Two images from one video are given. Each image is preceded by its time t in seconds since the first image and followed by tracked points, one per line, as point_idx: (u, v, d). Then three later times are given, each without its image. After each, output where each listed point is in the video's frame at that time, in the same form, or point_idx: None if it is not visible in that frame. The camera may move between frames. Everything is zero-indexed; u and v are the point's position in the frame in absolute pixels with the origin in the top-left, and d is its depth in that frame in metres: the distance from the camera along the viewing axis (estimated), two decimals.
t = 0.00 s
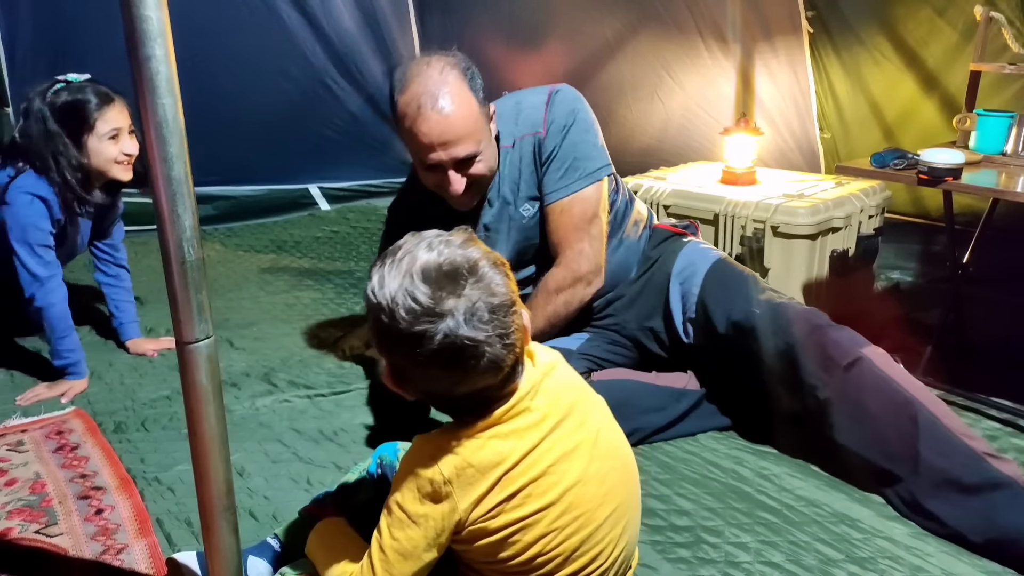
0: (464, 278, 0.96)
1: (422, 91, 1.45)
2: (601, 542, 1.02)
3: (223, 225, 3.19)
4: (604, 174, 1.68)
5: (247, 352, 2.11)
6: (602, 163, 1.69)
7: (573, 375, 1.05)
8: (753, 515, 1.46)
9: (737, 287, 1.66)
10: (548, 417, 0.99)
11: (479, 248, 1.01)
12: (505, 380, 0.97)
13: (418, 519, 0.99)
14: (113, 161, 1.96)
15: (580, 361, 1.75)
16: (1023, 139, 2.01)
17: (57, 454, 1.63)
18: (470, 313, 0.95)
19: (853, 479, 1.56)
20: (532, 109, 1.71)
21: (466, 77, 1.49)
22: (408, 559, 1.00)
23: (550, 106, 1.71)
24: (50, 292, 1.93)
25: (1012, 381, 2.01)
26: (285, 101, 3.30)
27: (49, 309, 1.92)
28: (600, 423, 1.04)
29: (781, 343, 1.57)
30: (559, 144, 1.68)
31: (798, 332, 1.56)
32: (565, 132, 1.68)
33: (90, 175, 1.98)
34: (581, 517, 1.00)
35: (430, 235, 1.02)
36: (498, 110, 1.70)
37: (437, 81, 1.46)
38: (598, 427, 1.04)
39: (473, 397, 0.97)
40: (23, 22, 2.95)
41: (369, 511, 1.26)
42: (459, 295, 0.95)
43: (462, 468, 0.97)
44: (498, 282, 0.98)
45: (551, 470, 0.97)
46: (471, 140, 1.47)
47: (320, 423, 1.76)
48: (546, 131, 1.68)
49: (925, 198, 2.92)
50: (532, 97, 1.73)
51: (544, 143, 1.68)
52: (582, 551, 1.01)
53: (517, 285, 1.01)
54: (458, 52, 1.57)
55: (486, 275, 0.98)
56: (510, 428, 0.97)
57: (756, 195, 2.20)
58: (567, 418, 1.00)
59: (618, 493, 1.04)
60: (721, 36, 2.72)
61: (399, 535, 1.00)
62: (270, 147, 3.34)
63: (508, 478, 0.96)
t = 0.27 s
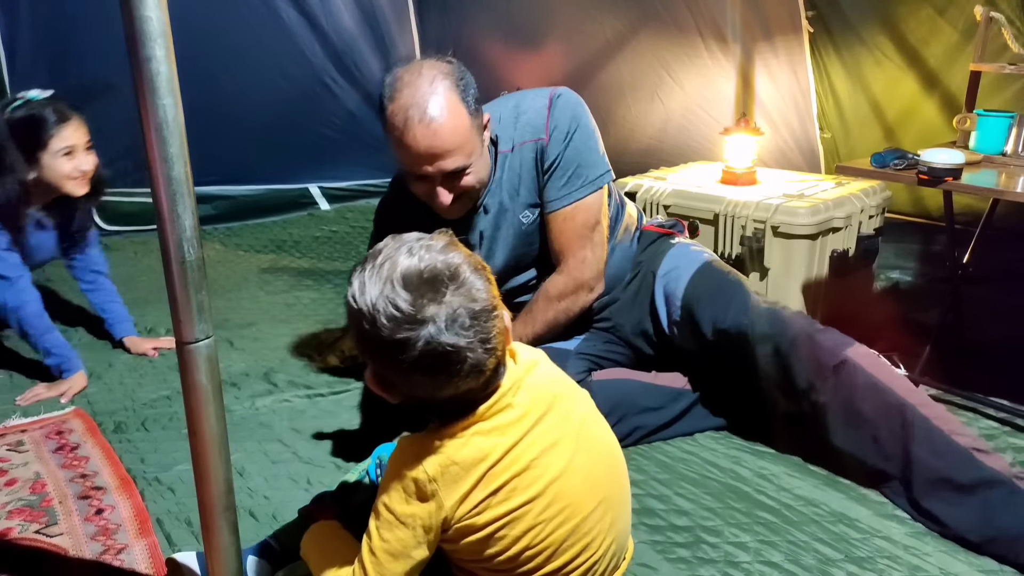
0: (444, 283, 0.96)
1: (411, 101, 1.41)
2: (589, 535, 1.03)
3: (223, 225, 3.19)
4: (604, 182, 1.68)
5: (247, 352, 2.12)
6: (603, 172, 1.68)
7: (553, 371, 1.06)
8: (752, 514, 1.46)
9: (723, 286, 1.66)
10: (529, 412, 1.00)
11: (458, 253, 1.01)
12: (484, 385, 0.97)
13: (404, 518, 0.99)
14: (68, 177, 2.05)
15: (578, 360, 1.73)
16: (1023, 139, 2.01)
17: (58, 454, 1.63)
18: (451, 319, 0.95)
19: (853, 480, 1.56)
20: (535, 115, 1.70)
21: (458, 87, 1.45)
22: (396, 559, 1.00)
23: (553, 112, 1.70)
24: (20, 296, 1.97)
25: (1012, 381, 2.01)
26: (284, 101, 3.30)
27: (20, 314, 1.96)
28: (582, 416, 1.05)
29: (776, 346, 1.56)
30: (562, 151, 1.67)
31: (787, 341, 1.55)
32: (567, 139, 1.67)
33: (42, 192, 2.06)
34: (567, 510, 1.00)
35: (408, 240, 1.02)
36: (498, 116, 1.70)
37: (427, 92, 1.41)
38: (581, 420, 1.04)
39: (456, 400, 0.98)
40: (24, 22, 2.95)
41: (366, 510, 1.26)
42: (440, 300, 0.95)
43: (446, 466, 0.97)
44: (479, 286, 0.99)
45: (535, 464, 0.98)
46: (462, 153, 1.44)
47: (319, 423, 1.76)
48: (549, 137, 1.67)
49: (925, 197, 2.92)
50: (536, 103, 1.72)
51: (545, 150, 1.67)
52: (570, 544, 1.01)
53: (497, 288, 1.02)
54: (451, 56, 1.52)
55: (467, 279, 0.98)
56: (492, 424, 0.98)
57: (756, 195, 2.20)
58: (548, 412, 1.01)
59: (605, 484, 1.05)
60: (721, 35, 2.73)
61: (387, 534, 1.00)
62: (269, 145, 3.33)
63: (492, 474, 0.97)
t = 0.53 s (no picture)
0: (435, 279, 0.97)
1: (411, 105, 1.41)
2: (582, 529, 1.03)
3: (224, 226, 3.13)
4: (611, 187, 1.69)
5: (248, 352, 2.12)
6: (609, 177, 1.69)
7: (546, 367, 1.06)
8: (752, 514, 1.46)
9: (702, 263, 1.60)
10: (521, 408, 0.99)
11: (448, 249, 1.01)
12: (476, 380, 0.98)
13: (397, 515, 0.99)
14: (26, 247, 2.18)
15: (581, 360, 1.73)
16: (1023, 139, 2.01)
17: (58, 454, 1.63)
18: (443, 314, 0.95)
19: (854, 479, 1.56)
20: (542, 118, 1.69)
21: (460, 91, 1.45)
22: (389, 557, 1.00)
23: (561, 115, 1.69)
24: None
25: (1012, 381, 2.01)
26: (285, 102, 3.29)
27: None
28: (575, 411, 1.05)
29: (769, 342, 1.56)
30: (569, 156, 1.67)
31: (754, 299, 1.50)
32: (575, 144, 1.68)
33: None
34: (560, 504, 1.00)
35: (400, 236, 1.02)
36: (502, 117, 1.68)
37: (428, 96, 1.41)
38: (573, 415, 1.04)
39: (447, 396, 0.98)
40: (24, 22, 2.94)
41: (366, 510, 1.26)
42: (432, 296, 0.96)
43: (438, 463, 0.97)
44: (470, 282, 0.99)
45: (526, 459, 0.98)
46: (462, 158, 1.44)
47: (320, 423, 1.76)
48: (557, 141, 1.67)
49: (925, 197, 2.92)
50: (543, 104, 1.70)
51: (552, 153, 1.67)
52: (563, 538, 1.01)
53: (488, 284, 1.02)
54: (454, 61, 1.53)
55: (458, 275, 0.98)
56: (484, 420, 0.98)
57: (756, 195, 2.20)
58: (540, 407, 1.01)
59: (597, 479, 1.05)
60: (721, 35, 2.73)
61: (380, 532, 1.00)
62: (270, 145, 3.32)
63: (484, 470, 0.97)
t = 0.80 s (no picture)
0: (443, 271, 0.97)
1: (422, 95, 1.42)
2: (585, 528, 1.03)
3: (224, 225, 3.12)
4: (618, 191, 1.70)
5: (248, 352, 2.12)
6: (616, 182, 1.71)
7: (548, 367, 1.06)
8: (753, 514, 1.46)
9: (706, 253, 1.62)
10: (524, 408, 0.99)
11: (456, 243, 1.02)
12: (479, 376, 0.98)
13: (400, 516, 0.99)
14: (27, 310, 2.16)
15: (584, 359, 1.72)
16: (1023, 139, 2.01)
17: (58, 454, 1.63)
18: (452, 305, 0.95)
19: (854, 480, 1.56)
20: (553, 119, 1.69)
21: (471, 84, 1.45)
22: (393, 557, 1.00)
23: (571, 117, 1.70)
24: None
25: (1013, 381, 2.01)
26: (285, 102, 3.29)
27: None
28: (576, 411, 1.05)
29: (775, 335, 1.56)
30: (579, 159, 1.68)
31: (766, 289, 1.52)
32: (585, 147, 1.68)
33: None
34: (563, 504, 1.00)
35: (407, 231, 1.03)
36: (513, 117, 1.68)
37: (439, 87, 1.42)
38: (575, 415, 1.04)
39: (451, 391, 0.98)
40: (24, 22, 2.94)
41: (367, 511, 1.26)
42: (441, 287, 0.96)
43: (441, 464, 0.97)
44: (477, 275, 1.00)
45: (529, 459, 0.98)
46: (470, 150, 1.43)
47: (320, 423, 1.76)
48: (567, 144, 1.68)
49: (925, 197, 2.91)
50: (553, 107, 1.71)
51: (562, 155, 1.67)
52: (566, 538, 1.01)
53: (495, 277, 1.03)
54: (466, 57, 1.54)
55: (466, 267, 0.99)
56: (487, 421, 0.98)
57: (756, 195, 2.20)
58: (543, 407, 1.01)
59: (599, 478, 1.05)
60: (721, 35, 2.74)
61: (383, 532, 1.00)
62: (270, 144, 3.32)
63: (487, 471, 0.97)
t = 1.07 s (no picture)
0: (442, 271, 0.97)
1: (432, 87, 1.43)
2: (584, 528, 1.02)
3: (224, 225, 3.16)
4: (620, 192, 1.70)
5: (247, 352, 2.12)
6: (619, 183, 1.71)
7: (549, 367, 1.06)
8: (753, 515, 1.46)
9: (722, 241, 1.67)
10: (524, 408, 1.00)
11: (454, 242, 1.02)
12: (480, 374, 0.98)
13: (400, 514, 0.99)
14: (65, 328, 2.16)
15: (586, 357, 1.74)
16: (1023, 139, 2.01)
17: (58, 454, 1.63)
18: (452, 304, 0.95)
19: (854, 480, 1.56)
20: (557, 120, 1.68)
21: (481, 79, 1.46)
22: (393, 555, 1.00)
23: (576, 118, 1.69)
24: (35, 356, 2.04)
25: (1014, 381, 2.01)
26: (285, 102, 3.29)
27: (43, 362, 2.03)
28: (577, 411, 1.05)
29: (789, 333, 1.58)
30: (583, 160, 1.67)
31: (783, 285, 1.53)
32: (589, 149, 1.68)
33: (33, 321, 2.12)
34: (562, 504, 1.00)
35: (405, 232, 1.03)
36: (517, 118, 1.68)
37: (449, 80, 1.43)
38: (575, 415, 1.04)
39: (452, 390, 0.98)
40: (24, 21, 2.93)
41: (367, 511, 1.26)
42: (440, 285, 0.96)
43: (442, 462, 0.97)
44: (477, 273, 1.00)
45: (529, 459, 0.98)
46: (477, 143, 1.43)
47: (320, 423, 1.76)
48: (572, 145, 1.67)
49: (925, 197, 2.91)
50: (558, 108, 1.70)
51: (566, 156, 1.67)
52: (565, 538, 1.01)
53: (493, 275, 1.03)
54: (474, 54, 1.55)
55: (464, 266, 0.99)
56: (487, 420, 0.98)
57: (756, 195, 2.20)
58: (543, 407, 1.01)
59: (599, 478, 1.04)
60: (721, 35, 2.74)
61: (383, 530, 1.00)
62: (270, 144, 3.31)
63: (487, 469, 0.97)
